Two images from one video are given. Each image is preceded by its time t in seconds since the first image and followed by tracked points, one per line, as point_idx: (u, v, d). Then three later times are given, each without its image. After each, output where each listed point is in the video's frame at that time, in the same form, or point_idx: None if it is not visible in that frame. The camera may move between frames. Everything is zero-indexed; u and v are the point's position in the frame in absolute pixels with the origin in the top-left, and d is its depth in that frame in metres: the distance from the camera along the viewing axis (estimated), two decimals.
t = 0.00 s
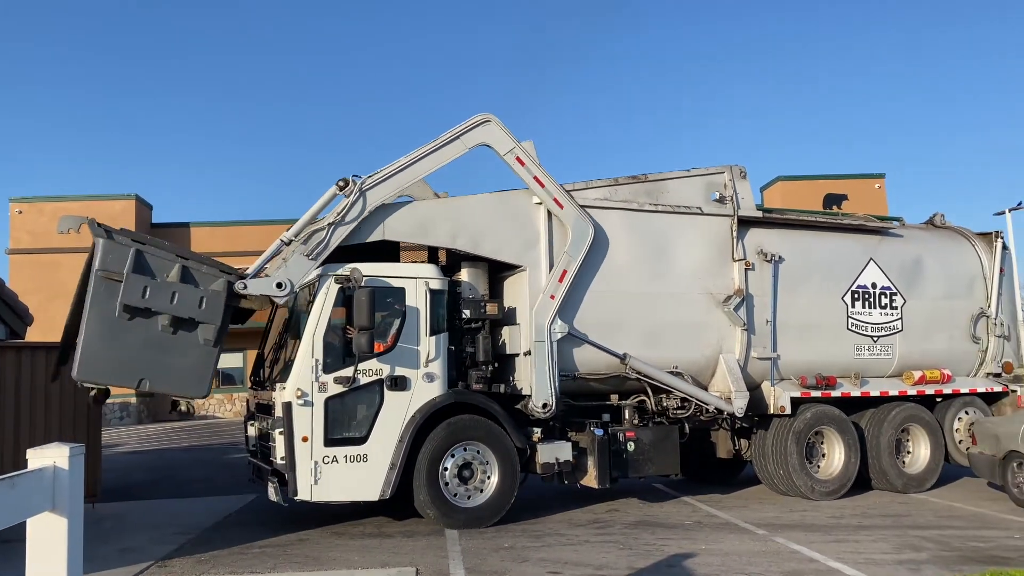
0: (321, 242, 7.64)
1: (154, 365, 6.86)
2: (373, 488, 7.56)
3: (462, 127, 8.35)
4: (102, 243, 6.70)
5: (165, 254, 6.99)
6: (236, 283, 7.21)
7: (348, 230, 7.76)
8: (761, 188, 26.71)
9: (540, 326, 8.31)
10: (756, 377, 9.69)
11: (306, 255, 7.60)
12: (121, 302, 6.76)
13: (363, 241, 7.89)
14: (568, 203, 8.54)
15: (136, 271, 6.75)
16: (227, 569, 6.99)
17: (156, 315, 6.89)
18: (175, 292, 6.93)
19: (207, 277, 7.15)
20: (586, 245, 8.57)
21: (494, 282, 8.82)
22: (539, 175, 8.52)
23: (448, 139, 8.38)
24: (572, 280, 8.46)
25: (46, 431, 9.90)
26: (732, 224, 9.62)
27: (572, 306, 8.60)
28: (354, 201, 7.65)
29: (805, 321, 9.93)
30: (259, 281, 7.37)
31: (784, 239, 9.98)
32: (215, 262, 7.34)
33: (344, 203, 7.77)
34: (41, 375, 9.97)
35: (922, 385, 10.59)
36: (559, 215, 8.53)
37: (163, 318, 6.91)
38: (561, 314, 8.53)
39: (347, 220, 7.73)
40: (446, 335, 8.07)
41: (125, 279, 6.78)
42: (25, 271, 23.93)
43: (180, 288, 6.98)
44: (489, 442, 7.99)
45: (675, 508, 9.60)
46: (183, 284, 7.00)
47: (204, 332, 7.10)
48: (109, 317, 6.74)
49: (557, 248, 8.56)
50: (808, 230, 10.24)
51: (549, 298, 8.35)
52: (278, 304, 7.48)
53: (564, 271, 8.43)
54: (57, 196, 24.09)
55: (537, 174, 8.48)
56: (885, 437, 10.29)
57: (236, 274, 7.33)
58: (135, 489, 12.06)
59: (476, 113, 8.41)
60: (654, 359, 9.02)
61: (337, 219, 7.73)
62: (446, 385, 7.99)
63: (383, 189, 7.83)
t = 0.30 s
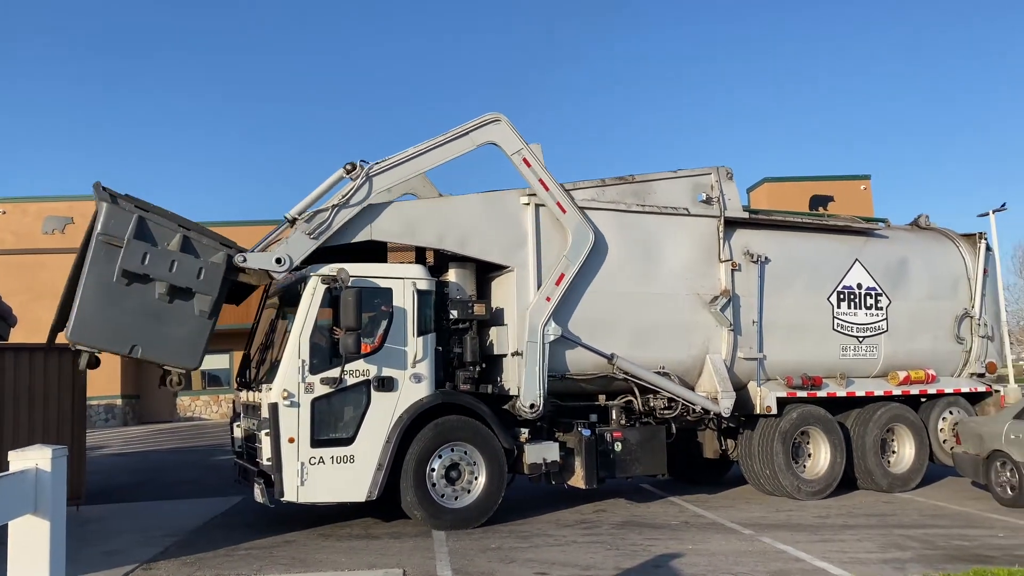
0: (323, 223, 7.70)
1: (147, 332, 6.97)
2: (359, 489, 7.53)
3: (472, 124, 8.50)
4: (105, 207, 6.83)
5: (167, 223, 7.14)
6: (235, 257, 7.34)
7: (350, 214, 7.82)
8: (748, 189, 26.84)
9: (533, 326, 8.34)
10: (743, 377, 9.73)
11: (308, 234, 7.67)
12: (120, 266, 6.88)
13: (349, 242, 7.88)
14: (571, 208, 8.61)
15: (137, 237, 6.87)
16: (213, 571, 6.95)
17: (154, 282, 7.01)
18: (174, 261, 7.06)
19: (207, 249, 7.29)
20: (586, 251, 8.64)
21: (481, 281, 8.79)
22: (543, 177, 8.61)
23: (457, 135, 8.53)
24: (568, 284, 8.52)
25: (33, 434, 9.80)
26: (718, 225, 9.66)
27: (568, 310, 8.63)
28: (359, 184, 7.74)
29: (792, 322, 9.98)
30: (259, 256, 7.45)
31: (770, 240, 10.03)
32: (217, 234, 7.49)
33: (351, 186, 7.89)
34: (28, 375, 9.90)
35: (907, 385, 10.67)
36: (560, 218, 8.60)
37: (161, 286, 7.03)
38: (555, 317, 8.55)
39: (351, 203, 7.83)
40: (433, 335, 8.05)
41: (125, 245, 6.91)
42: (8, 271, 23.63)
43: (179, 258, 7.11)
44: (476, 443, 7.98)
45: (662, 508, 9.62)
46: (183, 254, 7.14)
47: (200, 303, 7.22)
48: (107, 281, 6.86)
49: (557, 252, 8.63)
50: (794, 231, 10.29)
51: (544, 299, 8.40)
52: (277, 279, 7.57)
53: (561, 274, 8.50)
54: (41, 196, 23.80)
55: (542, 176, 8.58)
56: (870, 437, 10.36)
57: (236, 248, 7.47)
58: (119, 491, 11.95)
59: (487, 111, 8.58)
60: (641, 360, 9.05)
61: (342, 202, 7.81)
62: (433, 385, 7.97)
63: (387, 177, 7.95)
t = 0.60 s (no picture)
0: (329, 205, 7.80)
1: (149, 300, 7.04)
2: (347, 490, 7.50)
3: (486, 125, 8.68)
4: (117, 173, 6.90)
5: (175, 193, 7.22)
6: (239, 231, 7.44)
7: (359, 198, 7.92)
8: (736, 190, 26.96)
9: (527, 328, 8.38)
10: (730, 378, 9.77)
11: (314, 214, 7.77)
12: (126, 232, 6.94)
13: (336, 242, 7.86)
14: (576, 215, 8.68)
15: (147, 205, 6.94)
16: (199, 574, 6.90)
17: (159, 250, 7.08)
18: (180, 231, 7.14)
19: (213, 222, 7.39)
20: (586, 259, 8.70)
21: (469, 282, 8.78)
22: (549, 182, 8.70)
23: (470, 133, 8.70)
24: (567, 290, 8.60)
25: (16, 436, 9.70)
26: (706, 227, 9.69)
27: (567, 317, 8.69)
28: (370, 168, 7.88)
29: (779, 323, 10.03)
30: (263, 233, 7.54)
31: (757, 242, 10.07)
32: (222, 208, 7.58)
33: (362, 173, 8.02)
34: (11, 374, 9.89)
35: (893, 386, 10.74)
36: (563, 225, 8.68)
37: (166, 255, 7.11)
38: (551, 322, 8.61)
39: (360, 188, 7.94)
40: (422, 337, 8.04)
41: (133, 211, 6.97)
42: None
43: (185, 228, 7.20)
44: (465, 445, 7.97)
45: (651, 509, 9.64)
46: (189, 225, 7.23)
47: (203, 275, 7.31)
48: (113, 246, 6.91)
49: (558, 259, 8.68)
50: (782, 233, 10.34)
51: (542, 303, 8.47)
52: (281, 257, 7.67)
53: (560, 280, 8.57)
54: (26, 196, 23.54)
55: (548, 181, 8.69)
56: (856, 437, 10.42)
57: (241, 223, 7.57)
58: (105, 494, 11.84)
59: (502, 113, 8.76)
60: (630, 361, 9.07)
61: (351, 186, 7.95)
62: (422, 387, 7.96)
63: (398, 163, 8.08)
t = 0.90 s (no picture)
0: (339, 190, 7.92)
1: (150, 268, 7.13)
2: (337, 493, 7.47)
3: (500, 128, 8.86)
4: (130, 140, 6.99)
5: (188, 165, 7.30)
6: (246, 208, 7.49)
7: (367, 186, 8.08)
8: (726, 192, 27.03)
9: (523, 331, 8.44)
10: (720, 379, 9.79)
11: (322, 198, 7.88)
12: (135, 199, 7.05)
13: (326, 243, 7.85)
14: (581, 223, 8.81)
15: (156, 175, 7.01)
16: None
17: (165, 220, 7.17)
18: (188, 203, 7.21)
19: (222, 198, 7.45)
20: (586, 269, 8.77)
21: (459, 284, 8.77)
22: (557, 189, 8.82)
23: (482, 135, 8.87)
24: (567, 295, 8.68)
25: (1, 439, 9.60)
26: (696, 228, 9.72)
27: (565, 322, 8.76)
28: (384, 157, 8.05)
29: (769, 324, 10.07)
30: (271, 211, 7.64)
31: (747, 243, 10.10)
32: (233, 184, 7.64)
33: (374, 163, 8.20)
34: None
35: (882, 387, 10.79)
36: (568, 232, 8.77)
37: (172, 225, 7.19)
38: (549, 327, 8.66)
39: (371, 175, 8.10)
40: (412, 338, 8.02)
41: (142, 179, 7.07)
42: None
43: (194, 201, 7.27)
44: (456, 447, 7.96)
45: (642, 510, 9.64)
46: (198, 198, 7.30)
47: (207, 249, 7.36)
48: (120, 211, 7.03)
49: (560, 266, 8.74)
50: (772, 234, 10.37)
51: (539, 306, 8.52)
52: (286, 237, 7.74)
53: (560, 287, 8.65)
54: (12, 196, 23.23)
55: (556, 189, 8.82)
56: (845, 438, 10.46)
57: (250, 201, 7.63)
58: (93, 496, 11.72)
59: (516, 118, 8.94)
60: (621, 362, 9.09)
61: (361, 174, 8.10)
62: (412, 389, 7.94)
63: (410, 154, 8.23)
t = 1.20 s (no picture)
0: (350, 178, 8.11)
1: (158, 238, 7.21)
2: (328, 495, 7.44)
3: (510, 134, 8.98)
4: (149, 111, 7.17)
5: (203, 140, 7.44)
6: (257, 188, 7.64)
7: (378, 175, 8.29)
8: (717, 194, 27.11)
9: (520, 335, 8.45)
10: (712, 380, 9.81)
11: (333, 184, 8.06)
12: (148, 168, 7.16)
13: (316, 245, 7.82)
14: (586, 232, 8.86)
15: (171, 145, 7.16)
16: None
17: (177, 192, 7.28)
18: (201, 178, 7.33)
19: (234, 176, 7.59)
20: (586, 281, 8.81)
21: (450, 285, 8.75)
22: (564, 198, 8.87)
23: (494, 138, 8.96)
24: (566, 303, 8.71)
25: None
26: (687, 230, 9.74)
27: (564, 328, 8.80)
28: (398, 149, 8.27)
29: (760, 325, 10.10)
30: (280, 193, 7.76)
31: (737, 245, 10.13)
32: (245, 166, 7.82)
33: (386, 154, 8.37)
34: None
35: (872, 388, 10.84)
36: (572, 241, 8.83)
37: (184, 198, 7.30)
38: (545, 332, 8.69)
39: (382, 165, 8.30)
40: (403, 340, 8.00)
41: (157, 149, 7.21)
42: None
43: (206, 176, 7.39)
44: (447, 448, 7.94)
45: (633, 511, 9.65)
46: (211, 173, 7.42)
47: (215, 225, 7.48)
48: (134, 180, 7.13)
49: (562, 275, 8.78)
50: (763, 236, 10.41)
51: (537, 311, 8.56)
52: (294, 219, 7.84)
53: (560, 294, 8.68)
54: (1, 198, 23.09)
55: (563, 198, 8.87)
56: (836, 440, 10.50)
57: (261, 182, 7.80)
58: (82, 500, 11.64)
59: (528, 126, 9.09)
60: (612, 364, 9.09)
61: (373, 164, 8.32)
62: (403, 391, 7.92)
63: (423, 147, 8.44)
